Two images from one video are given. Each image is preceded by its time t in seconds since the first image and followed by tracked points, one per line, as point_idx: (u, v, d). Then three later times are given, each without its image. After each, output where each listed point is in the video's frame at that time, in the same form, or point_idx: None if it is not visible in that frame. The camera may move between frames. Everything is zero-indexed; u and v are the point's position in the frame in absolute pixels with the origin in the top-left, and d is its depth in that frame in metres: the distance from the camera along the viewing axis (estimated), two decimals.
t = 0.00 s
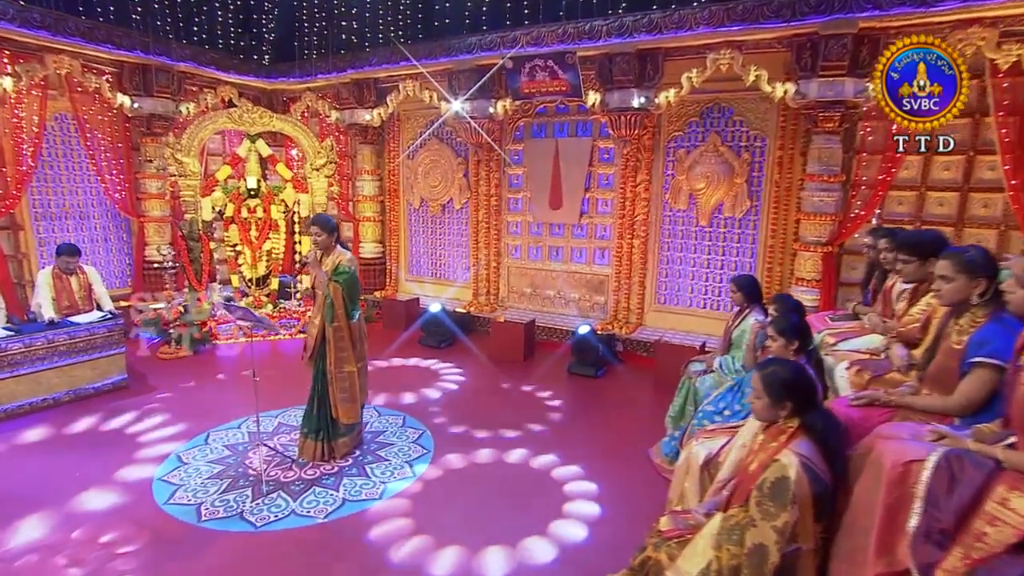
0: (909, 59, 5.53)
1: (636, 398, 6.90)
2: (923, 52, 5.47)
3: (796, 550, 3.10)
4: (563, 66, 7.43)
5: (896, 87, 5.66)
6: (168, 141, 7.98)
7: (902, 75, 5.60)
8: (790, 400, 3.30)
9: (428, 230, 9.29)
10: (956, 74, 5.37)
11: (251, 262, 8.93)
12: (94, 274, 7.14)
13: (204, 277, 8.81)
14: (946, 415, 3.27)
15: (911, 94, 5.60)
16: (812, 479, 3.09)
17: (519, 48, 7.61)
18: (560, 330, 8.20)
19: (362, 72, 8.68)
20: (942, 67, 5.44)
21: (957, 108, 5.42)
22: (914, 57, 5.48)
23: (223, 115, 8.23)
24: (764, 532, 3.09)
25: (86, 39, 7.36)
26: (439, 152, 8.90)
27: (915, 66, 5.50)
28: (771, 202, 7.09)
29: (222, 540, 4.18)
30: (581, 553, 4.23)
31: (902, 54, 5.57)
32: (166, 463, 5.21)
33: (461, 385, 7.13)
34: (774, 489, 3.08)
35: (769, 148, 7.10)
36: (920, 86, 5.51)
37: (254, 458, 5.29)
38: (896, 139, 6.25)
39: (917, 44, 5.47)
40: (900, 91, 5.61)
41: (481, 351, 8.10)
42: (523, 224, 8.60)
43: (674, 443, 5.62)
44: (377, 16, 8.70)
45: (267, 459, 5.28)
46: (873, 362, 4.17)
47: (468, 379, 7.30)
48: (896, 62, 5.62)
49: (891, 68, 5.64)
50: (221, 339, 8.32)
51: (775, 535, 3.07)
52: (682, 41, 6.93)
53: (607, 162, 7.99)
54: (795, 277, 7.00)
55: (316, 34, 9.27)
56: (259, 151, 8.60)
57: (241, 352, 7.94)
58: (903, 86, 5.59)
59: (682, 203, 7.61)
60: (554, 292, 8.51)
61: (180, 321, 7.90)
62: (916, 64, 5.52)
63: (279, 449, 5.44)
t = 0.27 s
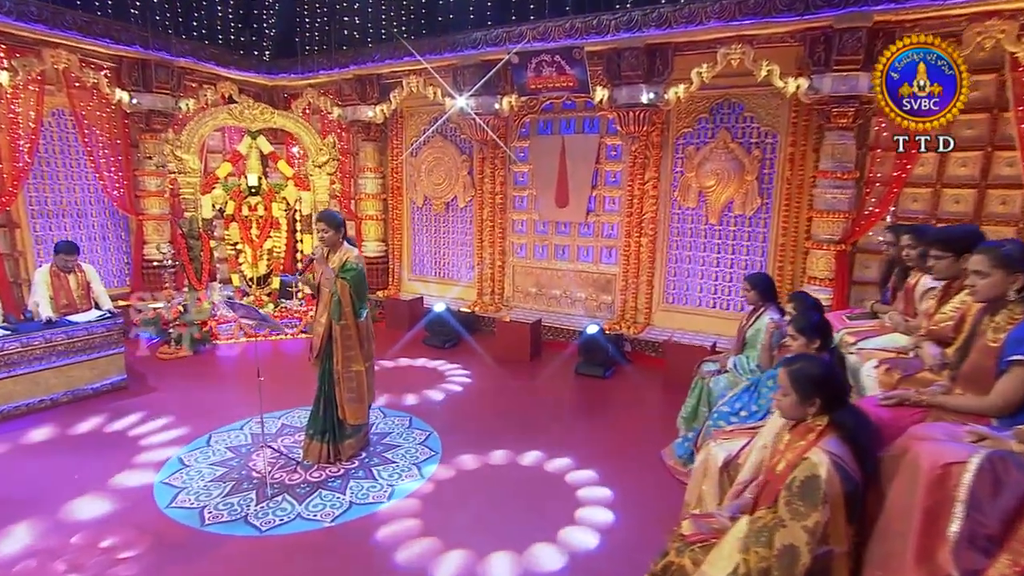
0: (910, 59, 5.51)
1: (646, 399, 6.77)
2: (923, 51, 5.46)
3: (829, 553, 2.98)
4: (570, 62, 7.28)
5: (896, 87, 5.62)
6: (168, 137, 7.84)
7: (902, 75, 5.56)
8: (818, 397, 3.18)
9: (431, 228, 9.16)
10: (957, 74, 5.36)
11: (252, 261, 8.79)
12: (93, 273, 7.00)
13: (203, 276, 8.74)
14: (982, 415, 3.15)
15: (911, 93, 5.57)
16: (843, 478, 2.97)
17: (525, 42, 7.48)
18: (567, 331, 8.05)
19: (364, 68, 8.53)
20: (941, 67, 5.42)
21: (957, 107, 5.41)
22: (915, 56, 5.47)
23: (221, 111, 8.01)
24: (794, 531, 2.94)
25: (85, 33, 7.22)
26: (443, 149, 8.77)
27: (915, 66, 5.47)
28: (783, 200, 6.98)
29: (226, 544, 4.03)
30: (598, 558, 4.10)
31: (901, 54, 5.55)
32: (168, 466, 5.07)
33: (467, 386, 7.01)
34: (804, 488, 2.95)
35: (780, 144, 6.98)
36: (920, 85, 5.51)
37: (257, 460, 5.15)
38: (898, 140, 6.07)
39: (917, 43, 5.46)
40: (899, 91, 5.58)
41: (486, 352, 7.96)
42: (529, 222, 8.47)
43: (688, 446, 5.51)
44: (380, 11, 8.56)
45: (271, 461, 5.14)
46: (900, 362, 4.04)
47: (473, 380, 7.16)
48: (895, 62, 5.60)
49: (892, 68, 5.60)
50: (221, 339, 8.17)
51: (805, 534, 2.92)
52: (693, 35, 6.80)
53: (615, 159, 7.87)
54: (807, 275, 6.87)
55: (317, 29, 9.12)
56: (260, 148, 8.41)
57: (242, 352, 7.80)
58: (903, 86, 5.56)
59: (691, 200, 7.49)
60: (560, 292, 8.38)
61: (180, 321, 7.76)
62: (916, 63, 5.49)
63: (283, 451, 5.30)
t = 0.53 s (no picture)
0: (908, 59, 5.38)
1: (660, 403, 6.61)
2: (922, 52, 5.33)
3: (875, 563, 2.82)
4: (581, 58, 7.15)
5: (896, 87, 5.45)
6: (170, 134, 7.67)
7: (902, 75, 5.40)
8: (858, 397, 2.97)
9: (437, 229, 9.00)
10: (957, 75, 5.23)
11: (255, 261, 8.63)
12: (94, 272, 6.83)
13: (204, 278, 8.33)
14: None
15: (910, 94, 5.44)
16: (887, 482, 2.78)
17: (535, 39, 7.35)
18: (579, 333, 7.87)
19: (370, 66, 8.36)
20: (943, 67, 5.29)
21: (958, 108, 5.29)
22: (914, 56, 5.33)
23: (224, 108, 7.89)
24: (838, 539, 2.77)
25: (86, 28, 7.07)
26: (450, 148, 8.61)
27: (915, 66, 5.33)
28: (799, 200, 6.82)
29: (234, 552, 3.86)
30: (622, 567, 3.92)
31: (901, 54, 5.39)
32: (171, 471, 4.89)
33: (476, 390, 6.83)
34: (846, 493, 2.76)
35: (797, 142, 6.82)
36: (919, 86, 5.37)
37: (264, 465, 4.98)
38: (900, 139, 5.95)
39: (916, 43, 5.32)
40: (899, 91, 5.43)
41: (495, 354, 7.80)
42: (537, 222, 8.31)
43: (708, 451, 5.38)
44: (386, 8, 8.41)
45: (278, 466, 4.97)
46: (936, 363, 3.88)
47: (482, 383, 6.99)
48: (895, 62, 5.43)
49: (891, 69, 5.45)
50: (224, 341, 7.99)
51: (850, 542, 2.74)
52: (707, 31, 6.65)
53: (626, 157, 7.72)
54: (824, 276, 6.70)
55: (322, 26, 8.98)
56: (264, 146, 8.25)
57: (244, 354, 7.63)
58: (902, 86, 5.42)
59: (705, 200, 7.33)
60: (570, 293, 8.21)
61: (181, 322, 7.58)
62: (916, 63, 5.36)
63: (291, 455, 5.14)
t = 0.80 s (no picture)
0: (908, 59, 5.41)
1: (674, 409, 6.43)
2: (922, 52, 5.36)
3: None
4: (592, 57, 7.02)
5: (895, 87, 5.49)
6: (171, 134, 7.51)
7: (901, 75, 5.43)
8: (905, 405, 2.75)
9: (443, 231, 8.83)
10: (958, 74, 5.24)
11: (257, 264, 8.46)
12: (93, 275, 6.66)
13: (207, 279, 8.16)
14: None
15: (910, 94, 5.44)
16: (939, 494, 2.57)
17: (545, 37, 7.19)
18: (591, 338, 7.69)
19: (375, 65, 8.21)
20: (943, 67, 5.30)
21: (958, 108, 5.28)
22: (914, 56, 5.36)
23: (229, 108, 7.76)
24: (888, 555, 2.58)
25: (86, 26, 6.91)
26: (456, 149, 8.45)
27: (915, 66, 5.36)
28: (815, 201, 6.67)
29: (241, 566, 3.68)
30: None
31: (898, 54, 5.44)
32: (174, 479, 4.72)
33: (484, 397, 6.63)
34: (896, 506, 2.56)
35: (813, 142, 6.66)
36: (920, 86, 5.39)
37: (270, 473, 4.81)
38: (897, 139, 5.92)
39: (916, 43, 5.37)
40: (899, 91, 5.45)
41: (503, 359, 7.62)
42: (546, 224, 8.15)
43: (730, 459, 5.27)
44: (391, 7, 8.27)
45: (285, 474, 4.80)
46: (976, 368, 3.71)
47: (491, 389, 6.79)
48: (894, 62, 5.47)
49: (891, 69, 5.49)
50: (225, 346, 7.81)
51: (901, 559, 2.55)
52: (722, 29, 6.51)
53: (637, 158, 7.57)
54: (843, 279, 6.52)
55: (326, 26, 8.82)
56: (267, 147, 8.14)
57: (246, 358, 7.46)
58: (902, 86, 5.44)
59: (718, 201, 7.17)
60: (580, 297, 8.03)
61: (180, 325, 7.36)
62: (916, 63, 5.39)
63: (298, 463, 4.97)
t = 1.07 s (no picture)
0: (908, 59, 5.30)
1: (687, 419, 6.31)
2: (922, 51, 5.26)
3: None
4: (602, 56, 6.89)
5: (895, 88, 5.37)
6: (172, 135, 7.39)
7: (902, 75, 5.32)
8: (952, 413, 2.58)
9: (448, 235, 8.70)
10: (958, 73, 5.17)
11: (260, 267, 8.32)
12: (94, 277, 6.57)
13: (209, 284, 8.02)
14: None
15: (909, 94, 5.34)
16: (992, 509, 2.38)
17: (554, 36, 7.06)
18: (601, 343, 7.53)
19: (380, 65, 8.07)
20: (943, 67, 5.22)
21: (958, 108, 5.18)
22: (913, 56, 5.26)
23: (231, 108, 7.62)
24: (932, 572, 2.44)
25: (87, 25, 6.78)
26: (462, 151, 8.31)
27: (915, 66, 5.25)
28: (831, 201, 6.52)
29: None
30: None
31: (899, 54, 5.33)
32: (177, 487, 4.65)
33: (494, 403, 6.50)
34: (945, 521, 2.40)
35: (829, 143, 6.52)
36: (919, 86, 5.28)
37: (277, 482, 4.73)
38: (896, 139, 5.80)
39: (916, 42, 5.26)
40: (899, 91, 5.34)
41: (510, 364, 7.49)
42: (554, 227, 8.00)
43: (749, 466, 5.19)
44: (396, 6, 8.13)
45: (292, 482, 4.72)
46: (1010, 374, 3.57)
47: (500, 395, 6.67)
48: (895, 62, 5.36)
49: (890, 69, 5.38)
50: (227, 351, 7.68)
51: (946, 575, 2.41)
52: (735, 27, 6.37)
53: (647, 159, 7.43)
54: (859, 283, 6.34)
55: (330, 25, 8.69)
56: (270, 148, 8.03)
57: (249, 364, 7.36)
58: (902, 87, 5.34)
59: (730, 203, 7.03)
60: (589, 301, 7.87)
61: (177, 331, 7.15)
62: (916, 63, 5.29)
63: (305, 471, 4.90)
